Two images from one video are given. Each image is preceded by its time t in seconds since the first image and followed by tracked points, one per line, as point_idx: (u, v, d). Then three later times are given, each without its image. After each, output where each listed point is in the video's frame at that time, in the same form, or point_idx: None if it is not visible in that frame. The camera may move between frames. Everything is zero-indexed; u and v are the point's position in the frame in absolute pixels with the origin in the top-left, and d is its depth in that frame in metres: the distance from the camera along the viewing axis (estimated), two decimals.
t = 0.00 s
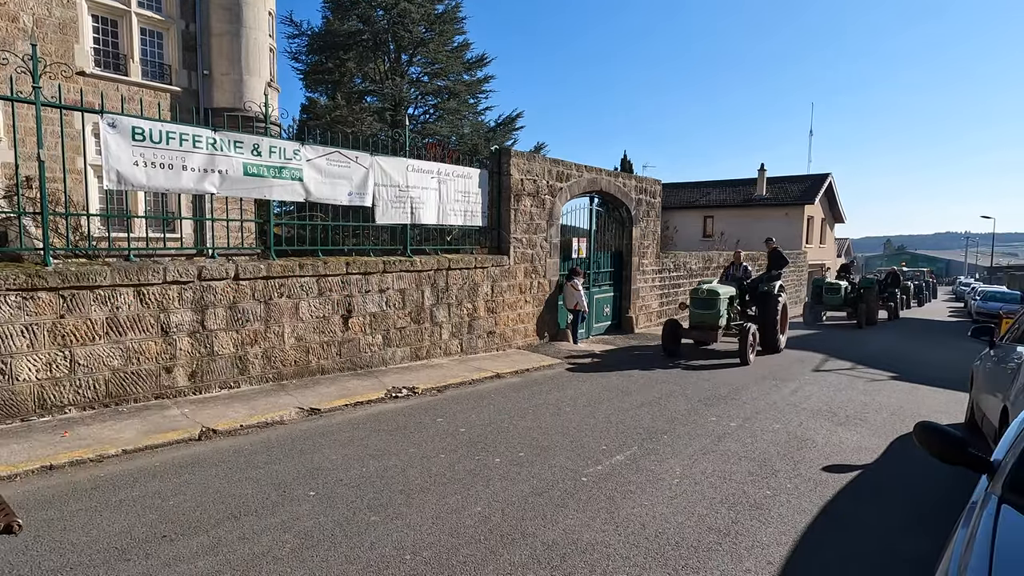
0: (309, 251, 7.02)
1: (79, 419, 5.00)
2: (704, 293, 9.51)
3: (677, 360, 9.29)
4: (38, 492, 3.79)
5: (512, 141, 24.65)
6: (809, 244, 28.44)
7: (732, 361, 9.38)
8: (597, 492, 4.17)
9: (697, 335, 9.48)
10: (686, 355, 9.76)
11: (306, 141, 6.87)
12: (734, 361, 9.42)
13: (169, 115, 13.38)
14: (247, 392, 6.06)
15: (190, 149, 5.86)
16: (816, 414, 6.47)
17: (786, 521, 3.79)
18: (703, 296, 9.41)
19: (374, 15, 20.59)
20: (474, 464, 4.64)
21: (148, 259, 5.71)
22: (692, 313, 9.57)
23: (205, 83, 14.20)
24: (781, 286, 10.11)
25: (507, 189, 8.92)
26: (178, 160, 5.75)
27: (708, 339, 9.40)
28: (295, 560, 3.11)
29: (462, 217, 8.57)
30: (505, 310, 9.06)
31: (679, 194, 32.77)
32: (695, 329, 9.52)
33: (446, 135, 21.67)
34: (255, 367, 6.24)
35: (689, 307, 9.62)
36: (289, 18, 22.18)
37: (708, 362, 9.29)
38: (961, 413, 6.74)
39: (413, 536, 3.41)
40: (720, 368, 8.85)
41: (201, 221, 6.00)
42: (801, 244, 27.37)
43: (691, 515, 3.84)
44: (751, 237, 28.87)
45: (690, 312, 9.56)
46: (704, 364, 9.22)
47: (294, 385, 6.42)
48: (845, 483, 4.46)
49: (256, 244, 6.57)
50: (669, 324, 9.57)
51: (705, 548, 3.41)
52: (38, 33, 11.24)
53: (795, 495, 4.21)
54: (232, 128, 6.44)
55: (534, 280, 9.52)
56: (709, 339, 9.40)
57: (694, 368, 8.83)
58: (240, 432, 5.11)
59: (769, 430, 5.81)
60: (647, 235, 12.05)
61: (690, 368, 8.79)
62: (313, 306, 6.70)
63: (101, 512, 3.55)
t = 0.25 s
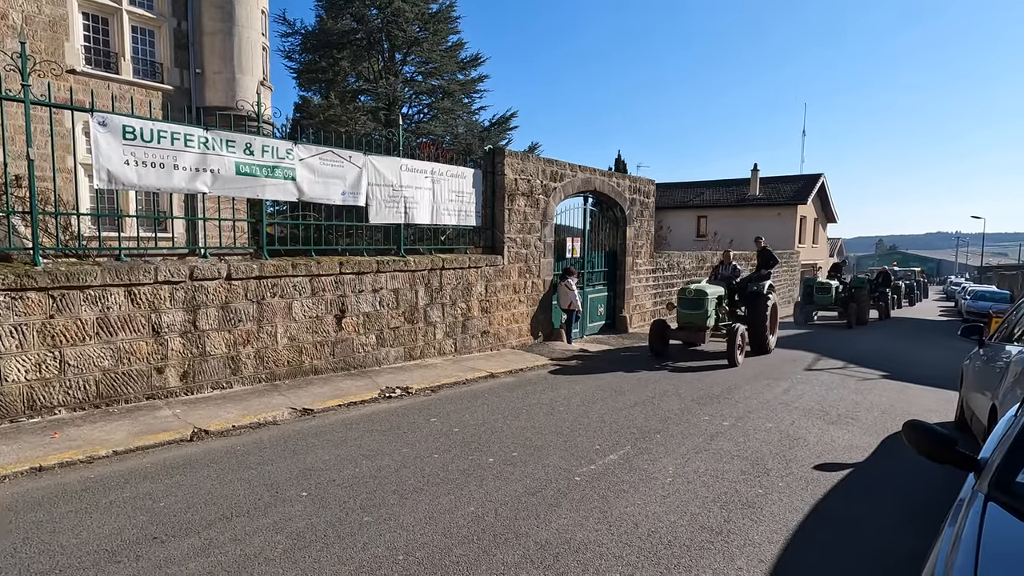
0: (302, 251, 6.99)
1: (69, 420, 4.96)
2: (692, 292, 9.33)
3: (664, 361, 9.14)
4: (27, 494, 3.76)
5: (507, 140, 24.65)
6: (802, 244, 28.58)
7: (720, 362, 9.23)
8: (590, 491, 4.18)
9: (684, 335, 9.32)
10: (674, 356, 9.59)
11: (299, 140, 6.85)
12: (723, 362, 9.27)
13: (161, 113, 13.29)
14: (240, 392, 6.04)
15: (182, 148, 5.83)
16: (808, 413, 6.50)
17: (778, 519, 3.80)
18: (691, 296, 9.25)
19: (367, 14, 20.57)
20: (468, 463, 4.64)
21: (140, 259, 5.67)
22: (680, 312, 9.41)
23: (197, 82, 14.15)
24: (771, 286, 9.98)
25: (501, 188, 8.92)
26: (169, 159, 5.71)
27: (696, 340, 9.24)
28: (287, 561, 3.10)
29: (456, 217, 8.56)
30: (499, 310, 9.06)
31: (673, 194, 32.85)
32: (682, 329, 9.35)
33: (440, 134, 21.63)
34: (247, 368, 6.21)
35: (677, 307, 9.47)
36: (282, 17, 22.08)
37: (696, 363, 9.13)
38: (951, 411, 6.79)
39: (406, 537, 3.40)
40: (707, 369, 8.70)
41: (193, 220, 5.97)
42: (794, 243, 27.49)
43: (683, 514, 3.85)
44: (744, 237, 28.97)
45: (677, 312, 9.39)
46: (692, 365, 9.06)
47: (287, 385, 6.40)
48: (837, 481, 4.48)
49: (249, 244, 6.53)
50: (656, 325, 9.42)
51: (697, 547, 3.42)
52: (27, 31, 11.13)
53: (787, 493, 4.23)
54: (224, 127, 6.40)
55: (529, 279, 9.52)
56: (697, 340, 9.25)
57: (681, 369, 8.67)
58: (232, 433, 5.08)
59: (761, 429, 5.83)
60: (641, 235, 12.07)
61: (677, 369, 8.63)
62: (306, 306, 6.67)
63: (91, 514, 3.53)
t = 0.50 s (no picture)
0: (295, 250, 6.96)
1: (59, 421, 4.92)
2: (679, 292, 9.17)
3: (651, 362, 8.99)
4: (16, 496, 3.73)
5: (501, 140, 24.66)
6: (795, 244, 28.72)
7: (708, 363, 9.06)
8: (584, 490, 4.19)
9: (672, 336, 9.17)
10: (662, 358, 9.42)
11: (293, 139, 6.82)
12: (711, 364, 9.12)
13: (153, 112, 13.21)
14: (233, 392, 6.01)
15: (173, 147, 5.79)
16: (801, 412, 6.53)
17: (771, 518, 3.82)
18: (678, 296, 9.09)
19: (361, 13, 20.57)
20: (461, 463, 4.64)
21: (131, 259, 5.63)
22: (667, 313, 9.26)
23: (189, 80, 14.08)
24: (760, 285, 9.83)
25: (495, 188, 8.91)
26: (161, 158, 5.67)
27: (684, 341, 9.09)
28: (279, 561, 3.08)
29: (450, 217, 8.55)
30: (494, 309, 9.05)
31: (667, 194, 32.94)
32: (670, 330, 9.19)
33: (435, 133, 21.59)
34: (240, 368, 6.18)
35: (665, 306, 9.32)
36: (276, 15, 22.00)
37: (683, 364, 8.98)
38: (942, 410, 6.83)
39: (399, 537, 3.39)
40: (695, 371, 8.55)
41: (185, 219, 5.93)
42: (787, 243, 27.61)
43: (677, 513, 3.86)
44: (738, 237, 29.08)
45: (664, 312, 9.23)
46: (680, 367, 8.90)
47: (280, 385, 6.38)
48: (829, 480, 4.50)
49: (242, 243, 6.50)
50: (644, 325, 9.26)
51: (690, 546, 3.43)
52: (17, 28, 11.03)
53: (779, 492, 4.25)
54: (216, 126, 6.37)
55: (523, 279, 9.52)
56: (685, 341, 9.09)
57: (668, 370, 8.52)
58: (224, 433, 5.06)
59: (755, 428, 5.85)
60: (635, 234, 12.09)
61: (664, 371, 8.47)
62: (300, 305, 6.65)
63: (82, 515, 3.50)
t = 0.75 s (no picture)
0: (289, 250, 6.94)
1: (49, 422, 4.87)
2: (666, 292, 8.98)
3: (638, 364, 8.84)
4: (5, 498, 3.70)
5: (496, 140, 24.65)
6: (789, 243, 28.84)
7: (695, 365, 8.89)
8: (578, 490, 4.19)
9: (660, 337, 9.00)
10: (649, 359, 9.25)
11: (286, 138, 6.79)
12: (699, 366, 8.96)
13: (145, 110, 13.13)
14: (225, 393, 5.97)
15: (165, 146, 5.75)
16: (794, 411, 6.55)
17: (763, 517, 3.82)
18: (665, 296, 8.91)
19: (356, 11, 20.59)
20: (455, 463, 4.63)
21: (122, 258, 5.59)
22: (654, 313, 9.09)
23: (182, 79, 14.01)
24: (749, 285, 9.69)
25: (490, 187, 8.90)
26: (152, 157, 5.63)
27: (672, 342, 8.91)
28: (272, 563, 3.07)
29: (444, 216, 8.54)
30: (488, 309, 9.04)
31: (661, 194, 33.01)
32: (657, 331, 9.01)
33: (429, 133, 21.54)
34: (233, 368, 6.15)
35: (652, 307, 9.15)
36: (269, 14, 21.90)
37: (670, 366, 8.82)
38: (933, 409, 6.88)
39: (392, 538, 3.38)
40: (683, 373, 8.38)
41: (177, 219, 5.89)
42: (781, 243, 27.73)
43: (670, 512, 3.86)
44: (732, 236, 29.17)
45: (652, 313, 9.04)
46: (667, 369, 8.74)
47: (274, 385, 6.35)
48: (821, 478, 4.52)
49: (235, 242, 6.47)
50: (631, 326, 9.08)
51: (684, 545, 3.43)
52: (7, 26, 10.93)
53: (772, 491, 4.26)
54: (208, 124, 6.33)
55: (517, 279, 9.52)
56: (673, 342, 8.92)
57: (655, 372, 8.36)
58: (217, 434, 5.03)
59: (748, 427, 5.87)
60: (629, 234, 12.11)
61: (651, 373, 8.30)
62: (293, 305, 6.62)
63: (72, 517, 3.48)
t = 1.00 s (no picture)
0: (282, 250, 6.91)
1: (39, 424, 4.84)
2: (654, 293, 8.76)
3: (625, 366, 8.63)
4: None
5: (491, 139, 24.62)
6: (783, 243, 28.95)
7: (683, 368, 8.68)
8: (572, 490, 4.18)
9: (647, 339, 8.79)
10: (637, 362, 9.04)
11: (279, 137, 6.76)
12: (687, 368, 8.76)
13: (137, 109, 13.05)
14: (218, 394, 5.94)
15: (157, 145, 5.71)
16: (787, 410, 6.57)
17: (756, 516, 3.83)
18: (652, 297, 8.69)
19: (350, 10, 20.50)
20: (449, 463, 4.62)
21: (114, 258, 5.55)
22: (640, 314, 8.87)
23: (174, 77, 13.94)
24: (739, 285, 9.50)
25: (484, 187, 8.89)
26: (144, 156, 5.60)
27: (659, 344, 8.70)
28: (264, 564, 3.05)
29: (439, 216, 8.53)
30: (483, 309, 9.03)
31: (656, 194, 33.06)
32: (644, 332, 8.80)
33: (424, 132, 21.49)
34: (226, 368, 6.12)
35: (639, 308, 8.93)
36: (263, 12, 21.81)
37: (658, 368, 8.61)
38: (925, 408, 6.91)
39: (385, 539, 3.37)
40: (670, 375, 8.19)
41: (169, 219, 5.85)
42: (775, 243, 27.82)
43: (664, 511, 3.86)
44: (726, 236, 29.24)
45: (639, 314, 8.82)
46: (654, 372, 8.53)
47: (267, 386, 6.32)
48: (814, 478, 4.53)
49: (228, 242, 6.44)
50: (618, 328, 8.87)
51: (676, 544, 3.43)
52: None
53: (765, 490, 4.27)
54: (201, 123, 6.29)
55: (512, 279, 9.51)
56: (660, 345, 8.71)
57: (642, 375, 8.16)
58: (209, 435, 5.00)
59: (741, 427, 5.88)
60: (624, 234, 12.11)
61: (637, 376, 8.10)
62: (286, 305, 6.60)
63: (61, 519, 3.45)
